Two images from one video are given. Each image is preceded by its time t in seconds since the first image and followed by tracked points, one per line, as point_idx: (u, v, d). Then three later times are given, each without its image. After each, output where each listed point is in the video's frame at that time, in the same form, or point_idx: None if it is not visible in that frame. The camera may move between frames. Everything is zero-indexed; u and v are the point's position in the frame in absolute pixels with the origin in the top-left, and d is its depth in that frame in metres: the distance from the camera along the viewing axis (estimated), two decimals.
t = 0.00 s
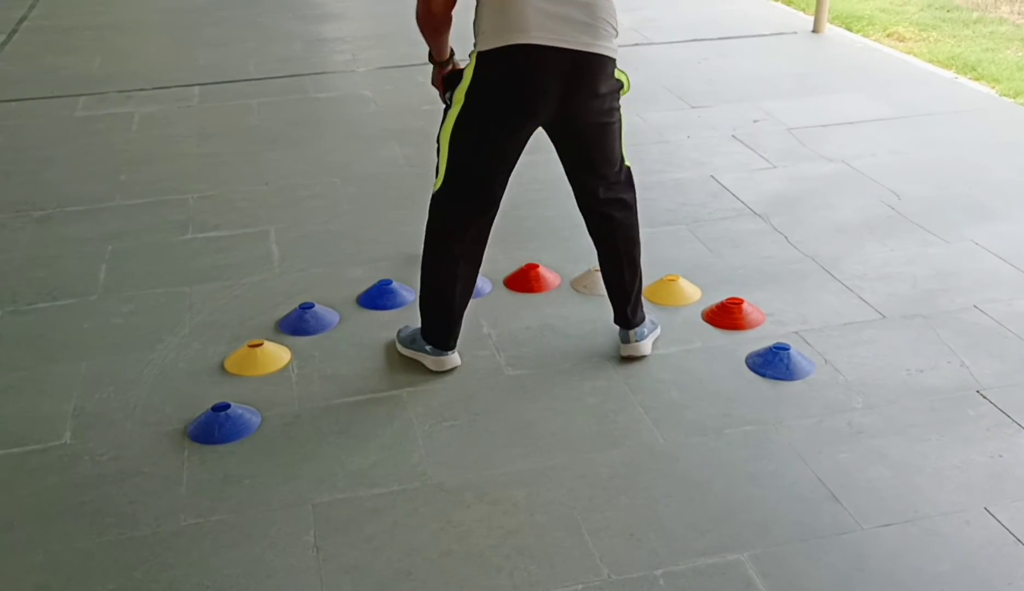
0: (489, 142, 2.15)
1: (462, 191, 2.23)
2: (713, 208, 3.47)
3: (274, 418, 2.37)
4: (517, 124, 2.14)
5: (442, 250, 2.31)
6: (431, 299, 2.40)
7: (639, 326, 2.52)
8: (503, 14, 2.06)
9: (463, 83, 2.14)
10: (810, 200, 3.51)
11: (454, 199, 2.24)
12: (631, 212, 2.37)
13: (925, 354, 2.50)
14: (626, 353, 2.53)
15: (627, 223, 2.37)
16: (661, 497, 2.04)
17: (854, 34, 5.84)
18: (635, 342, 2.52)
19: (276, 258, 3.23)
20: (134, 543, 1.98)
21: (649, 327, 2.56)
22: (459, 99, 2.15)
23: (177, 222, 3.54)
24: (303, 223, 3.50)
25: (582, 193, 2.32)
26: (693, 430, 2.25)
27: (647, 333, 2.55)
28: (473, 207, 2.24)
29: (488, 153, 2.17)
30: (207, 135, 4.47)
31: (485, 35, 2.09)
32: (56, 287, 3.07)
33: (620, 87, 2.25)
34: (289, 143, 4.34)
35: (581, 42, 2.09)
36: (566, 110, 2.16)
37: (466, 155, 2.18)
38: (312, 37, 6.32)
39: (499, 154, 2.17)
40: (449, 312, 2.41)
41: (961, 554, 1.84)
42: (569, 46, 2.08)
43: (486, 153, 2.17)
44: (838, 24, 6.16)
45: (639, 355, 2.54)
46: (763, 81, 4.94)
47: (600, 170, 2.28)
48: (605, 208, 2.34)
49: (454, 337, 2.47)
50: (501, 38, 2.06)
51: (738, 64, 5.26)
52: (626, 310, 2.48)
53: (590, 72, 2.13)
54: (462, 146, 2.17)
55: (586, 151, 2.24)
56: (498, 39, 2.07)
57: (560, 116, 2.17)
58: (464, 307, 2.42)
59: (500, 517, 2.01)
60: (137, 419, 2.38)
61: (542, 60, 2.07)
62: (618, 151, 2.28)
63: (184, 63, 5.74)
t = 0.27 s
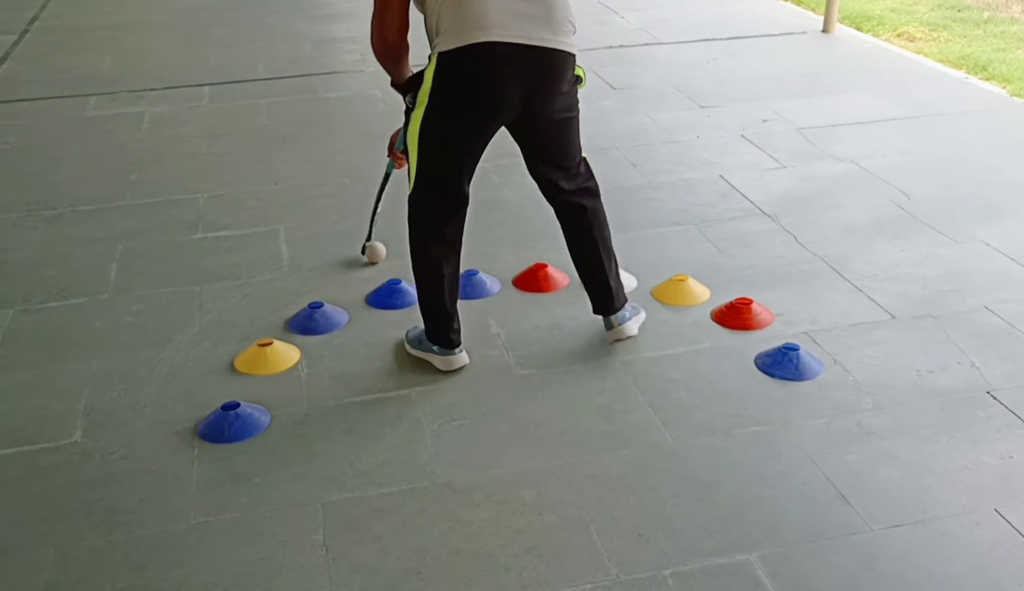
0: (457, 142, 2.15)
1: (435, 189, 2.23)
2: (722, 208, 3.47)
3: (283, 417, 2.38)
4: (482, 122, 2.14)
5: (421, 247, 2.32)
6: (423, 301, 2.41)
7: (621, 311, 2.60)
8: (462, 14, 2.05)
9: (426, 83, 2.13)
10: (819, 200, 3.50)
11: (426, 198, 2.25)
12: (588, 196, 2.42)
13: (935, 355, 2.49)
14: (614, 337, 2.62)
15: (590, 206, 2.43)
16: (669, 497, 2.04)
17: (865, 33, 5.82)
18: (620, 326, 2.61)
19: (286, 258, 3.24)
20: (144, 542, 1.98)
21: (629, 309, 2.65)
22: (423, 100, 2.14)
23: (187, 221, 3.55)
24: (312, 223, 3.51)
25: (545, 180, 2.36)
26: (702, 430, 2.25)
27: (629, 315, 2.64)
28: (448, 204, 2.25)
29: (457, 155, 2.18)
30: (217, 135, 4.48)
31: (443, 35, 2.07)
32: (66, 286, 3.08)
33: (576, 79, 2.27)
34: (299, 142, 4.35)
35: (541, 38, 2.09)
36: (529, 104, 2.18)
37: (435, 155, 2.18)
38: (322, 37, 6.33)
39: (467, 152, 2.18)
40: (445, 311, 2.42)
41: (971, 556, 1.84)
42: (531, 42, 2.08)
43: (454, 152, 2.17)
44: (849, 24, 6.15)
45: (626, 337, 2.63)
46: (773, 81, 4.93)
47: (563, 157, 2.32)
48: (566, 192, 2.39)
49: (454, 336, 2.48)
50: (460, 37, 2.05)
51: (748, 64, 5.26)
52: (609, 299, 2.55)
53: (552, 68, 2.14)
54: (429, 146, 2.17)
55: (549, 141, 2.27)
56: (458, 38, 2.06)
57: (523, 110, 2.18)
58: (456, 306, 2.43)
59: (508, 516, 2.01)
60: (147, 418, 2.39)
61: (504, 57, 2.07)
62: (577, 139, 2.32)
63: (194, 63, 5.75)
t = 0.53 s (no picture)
0: (478, 141, 2.14)
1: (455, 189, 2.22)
2: (728, 211, 3.47)
3: (289, 419, 2.38)
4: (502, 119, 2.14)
5: (439, 246, 2.31)
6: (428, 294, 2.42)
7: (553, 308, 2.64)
8: (481, 12, 2.04)
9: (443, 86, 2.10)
10: (825, 203, 3.50)
11: (443, 198, 2.24)
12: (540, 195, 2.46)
13: (940, 358, 2.49)
14: (545, 343, 2.62)
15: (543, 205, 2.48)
16: (674, 500, 2.04)
17: (871, 37, 5.82)
18: (546, 331, 2.61)
19: (292, 259, 3.25)
20: (150, 542, 1.99)
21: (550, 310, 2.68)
22: (442, 103, 2.12)
23: (194, 223, 3.56)
24: (318, 225, 3.52)
25: (519, 174, 2.39)
26: (707, 433, 2.25)
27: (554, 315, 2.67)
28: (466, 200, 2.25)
29: (471, 155, 2.17)
30: (224, 137, 4.50)
31: (464, 38, 2.05)
32: (73, 288, 3.09)
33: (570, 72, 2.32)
34: (305, 145, 4.36)
35: (557, 28, 2.12)
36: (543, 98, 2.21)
37: (454, 156, 2.16)
38: (328, 39, 6.35)
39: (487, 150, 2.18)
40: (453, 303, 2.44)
41: (976, 559, 1.83)
42: (550, 33, 2.11)
43: (469, 152, 2.16)
44: (855, 27, 6.15)
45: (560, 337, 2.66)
46: (779, 84, 4.93)
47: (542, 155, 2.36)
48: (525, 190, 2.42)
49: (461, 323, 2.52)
50: (483, 34, 2.03)
51: (754, 67, 5.26)
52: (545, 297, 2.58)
53: (558, 62, 2.15)
54: (447, 147, 2.15)
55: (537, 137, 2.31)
56: (481, 39, 2.04)
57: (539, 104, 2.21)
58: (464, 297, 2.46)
59: (513, 519, 2.01)
60: (153, 419, 2.40)
61: (529, 52, 2.08)
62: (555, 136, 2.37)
63: (201, 65, 5.77)
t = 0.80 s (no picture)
0: (483, 153, 2.13)
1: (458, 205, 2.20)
2: (729, 215, 3.47)
3: (289, 421, 2.39)
4: (506, 129, 2.14)
5: (437, 264, 2.29)
6: (414, 314, 2.38)
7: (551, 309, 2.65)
8: (488, 21, 2.03)
9: (448, 101, 2.08)
10: (826, 207, 3.50)
11: (445, 216, 2.21)
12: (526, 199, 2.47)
13: (941, 362, 2.49)
14: (547, 344, 2.62)
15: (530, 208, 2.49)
16: (674, 504, 2.04)
17: (872, 41, 5.83)
18: (551, 332, 2.62)
19: (293, 262, 3.25)
20: (150, 545, 1.99)
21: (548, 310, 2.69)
22: (446, 119, 2.09)
23: (195, 225, 3.57)
24: (319, 228, 3.52)
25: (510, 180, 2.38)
26: (708, 436, 2.25)
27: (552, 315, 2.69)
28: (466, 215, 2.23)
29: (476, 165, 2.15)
30: (225, 140, 4.50)
31: (472, 48, 2.03)
32: (74, 290, 3.10)
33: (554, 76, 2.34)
34: (307, 147, 4.37)
35: (551, 32, 2.14)
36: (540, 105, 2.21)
37: (459, 171, 2.14)
38: (330, 42, 6.36)
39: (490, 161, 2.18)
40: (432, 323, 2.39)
41: (976, 563, 1.83)
42: (548, 38, 2.13)
43: (474, 161, 2.14)
44: (855, 31, 6.16)
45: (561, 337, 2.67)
46: (780, 87, 4.94)
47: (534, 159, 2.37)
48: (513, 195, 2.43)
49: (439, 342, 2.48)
50: (493, 45, 2.03)
51: (755, 71, 5.26)
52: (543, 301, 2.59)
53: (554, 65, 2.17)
54: (452, 163, 2.13)
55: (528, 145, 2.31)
56: (491, 47, 2.03)
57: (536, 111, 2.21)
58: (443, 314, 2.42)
59: (513, 522, 2.01)
60: (153, 421, 2.40)
61: (533, 57, 2.08)
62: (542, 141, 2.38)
63: (203, 68, 5.78)
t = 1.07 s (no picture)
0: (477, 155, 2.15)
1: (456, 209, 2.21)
2: (729, 216, 3.47)
3: (289, 422, 2.39)
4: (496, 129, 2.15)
5: (436, 270, 2.29)
6: (412, 321, 2.38)
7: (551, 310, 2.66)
8: (474, 22, 2.03)
9: (442, 107, 2.08)
10: (825, 208, 3.50)
11: (443, 221, 2.21)
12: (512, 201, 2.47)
13: (940, 364, 2.49)
14: (547, 344, 2.63)
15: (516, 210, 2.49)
16: (673, 505, 2.04)
17: (872, 43, 5.83)
18: (550, 332, 2.63)
19: (293, 263, 3.25)
20: (149, 545, 1.99)
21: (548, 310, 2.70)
22: (440, 125, 2.09)
23: (195, 226, 3.57)
24: (319, 228, 3.52)
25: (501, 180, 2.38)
26: (707, 437, 2.25)
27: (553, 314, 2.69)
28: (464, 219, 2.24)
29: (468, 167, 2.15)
30: (225, 141, 4.50)
31: (459, 50, 2.03)
32: (74, 290, 3.10)
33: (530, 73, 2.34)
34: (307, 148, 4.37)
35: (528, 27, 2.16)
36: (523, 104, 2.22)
37: (456, 175, 2.15)
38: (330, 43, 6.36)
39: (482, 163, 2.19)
40: (431, 327, 2.39)
41: (974, 565, 1.83)
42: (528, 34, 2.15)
43: (466, 164, 2.14)
44: (856, 33, 6.16)
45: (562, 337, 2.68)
46: (780, 89, 4.94)
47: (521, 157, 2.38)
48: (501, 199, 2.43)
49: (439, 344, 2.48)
50: (483, 45, 2.04)
51: (755, 72, 5.26)
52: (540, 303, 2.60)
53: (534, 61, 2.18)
54: (449, 167, 2.14)
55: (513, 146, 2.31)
56: (479, 48, 2.03)
57: (521, 110, 2.22)
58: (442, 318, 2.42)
59: (513, 522, 2.01)
60: (152, 422, 2.40)
61: (517, 55, 2.10)
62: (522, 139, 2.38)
63: (204, 68, 5.78)
